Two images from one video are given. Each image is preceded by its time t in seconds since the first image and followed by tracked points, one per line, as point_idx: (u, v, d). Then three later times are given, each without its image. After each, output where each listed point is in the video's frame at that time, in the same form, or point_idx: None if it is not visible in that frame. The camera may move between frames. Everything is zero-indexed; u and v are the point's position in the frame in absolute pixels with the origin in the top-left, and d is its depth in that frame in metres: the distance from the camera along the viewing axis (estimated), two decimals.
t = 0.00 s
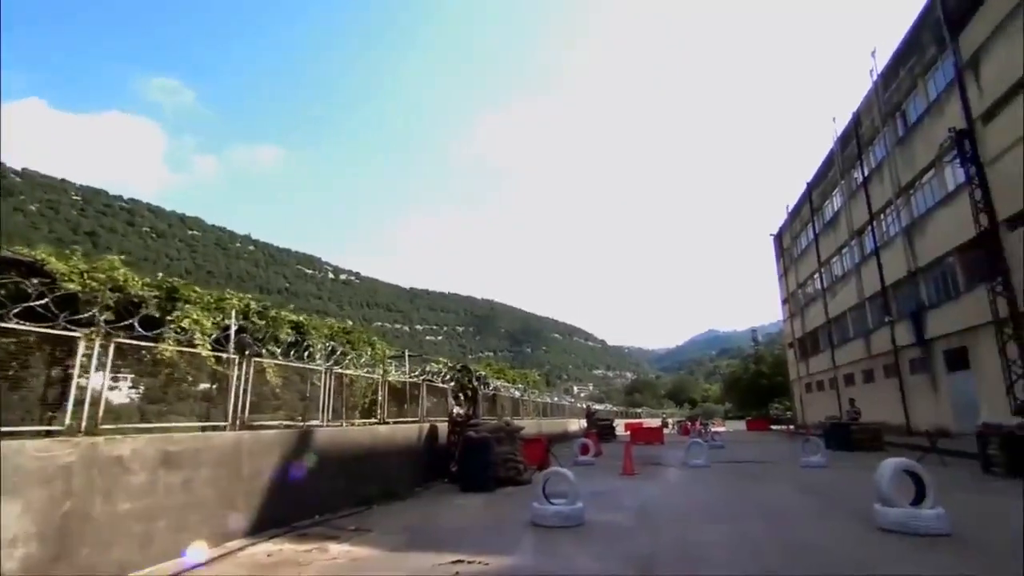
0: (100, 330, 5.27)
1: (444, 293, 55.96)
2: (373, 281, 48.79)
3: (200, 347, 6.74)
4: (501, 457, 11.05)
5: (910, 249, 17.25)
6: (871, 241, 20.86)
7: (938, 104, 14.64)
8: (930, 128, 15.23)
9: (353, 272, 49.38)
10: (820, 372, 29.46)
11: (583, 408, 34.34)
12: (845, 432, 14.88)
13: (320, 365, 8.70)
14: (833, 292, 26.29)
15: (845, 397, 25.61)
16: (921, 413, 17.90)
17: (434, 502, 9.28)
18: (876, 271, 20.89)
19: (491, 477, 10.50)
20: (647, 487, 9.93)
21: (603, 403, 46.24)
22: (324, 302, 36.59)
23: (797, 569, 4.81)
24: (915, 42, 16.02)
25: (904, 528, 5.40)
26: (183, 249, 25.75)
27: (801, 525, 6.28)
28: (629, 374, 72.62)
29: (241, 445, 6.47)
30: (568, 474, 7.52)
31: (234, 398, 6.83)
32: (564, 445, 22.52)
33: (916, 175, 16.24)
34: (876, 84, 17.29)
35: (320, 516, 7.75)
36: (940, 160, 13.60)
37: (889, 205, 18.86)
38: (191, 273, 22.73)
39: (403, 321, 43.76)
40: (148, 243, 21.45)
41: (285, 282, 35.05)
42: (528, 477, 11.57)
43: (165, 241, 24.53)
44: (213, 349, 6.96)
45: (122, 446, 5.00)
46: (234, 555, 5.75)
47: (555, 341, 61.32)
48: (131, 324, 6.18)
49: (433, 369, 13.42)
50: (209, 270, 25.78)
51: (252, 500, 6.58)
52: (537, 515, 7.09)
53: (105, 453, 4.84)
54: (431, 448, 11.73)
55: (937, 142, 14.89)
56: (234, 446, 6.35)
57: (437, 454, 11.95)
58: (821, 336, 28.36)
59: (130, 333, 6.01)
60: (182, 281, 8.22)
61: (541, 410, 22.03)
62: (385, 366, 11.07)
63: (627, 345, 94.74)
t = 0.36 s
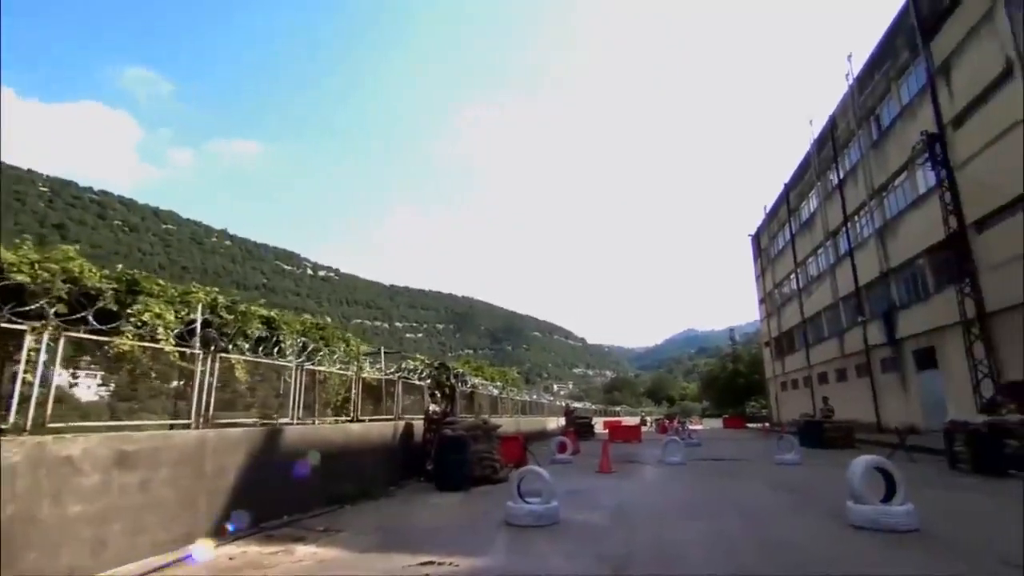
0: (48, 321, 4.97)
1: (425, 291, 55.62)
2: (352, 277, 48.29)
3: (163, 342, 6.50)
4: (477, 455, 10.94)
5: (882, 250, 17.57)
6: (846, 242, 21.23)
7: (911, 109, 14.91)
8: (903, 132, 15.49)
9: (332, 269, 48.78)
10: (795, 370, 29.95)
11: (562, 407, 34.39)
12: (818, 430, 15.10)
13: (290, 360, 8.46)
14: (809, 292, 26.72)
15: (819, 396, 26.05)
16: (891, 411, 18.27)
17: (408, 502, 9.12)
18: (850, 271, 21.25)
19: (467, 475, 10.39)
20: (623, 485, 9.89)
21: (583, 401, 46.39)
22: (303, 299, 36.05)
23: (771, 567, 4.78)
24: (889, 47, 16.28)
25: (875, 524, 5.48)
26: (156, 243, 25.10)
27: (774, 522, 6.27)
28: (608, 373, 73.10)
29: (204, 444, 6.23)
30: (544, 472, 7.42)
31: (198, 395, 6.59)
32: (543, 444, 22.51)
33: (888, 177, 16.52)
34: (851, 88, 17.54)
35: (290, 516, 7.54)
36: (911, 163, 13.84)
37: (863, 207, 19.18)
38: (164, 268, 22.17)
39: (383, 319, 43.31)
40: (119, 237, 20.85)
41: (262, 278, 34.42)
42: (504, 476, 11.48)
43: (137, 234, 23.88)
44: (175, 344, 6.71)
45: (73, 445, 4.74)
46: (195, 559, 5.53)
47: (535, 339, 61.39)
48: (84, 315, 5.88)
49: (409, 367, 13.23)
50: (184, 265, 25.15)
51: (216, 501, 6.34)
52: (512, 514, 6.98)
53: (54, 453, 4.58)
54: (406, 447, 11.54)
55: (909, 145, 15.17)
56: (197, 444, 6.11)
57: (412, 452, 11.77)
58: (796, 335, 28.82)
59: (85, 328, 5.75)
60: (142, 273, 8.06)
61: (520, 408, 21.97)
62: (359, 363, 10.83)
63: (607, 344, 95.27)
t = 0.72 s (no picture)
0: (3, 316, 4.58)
1: (405, 289, 55.12)
2: (331, 274, 47.63)
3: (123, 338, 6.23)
4: (453, 455, 10.79)
5: (856, 252, 17.87)
6: (821, 244, 21.56)
7: (884, 115, 15.20)
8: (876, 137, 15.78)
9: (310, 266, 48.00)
10: (771, 370, 30.36)
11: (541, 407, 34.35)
12: (792, 429, 15.28)
13: (259, 358, 8.21)
14: (784, 294, 27.11)
15: (793, 395, 26.45)
16: (862, 410, 18.60)
17: (381, 503, 8.93)
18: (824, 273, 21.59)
19: (442, 475, 10.22)
20: (600, 485, 9.81)
21: (563, 401, 46.41)
22: (279, 296, 35.39)
23: (746, 567, 4.72)
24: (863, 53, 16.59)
25: (847, 523, 5.46)
26: (127, 238, 24.39)
27: (750, 522, 6.25)
28: (588, 372, 73.35)
29: (164, 444, 5.97)
30: (519, 472, 7.30)
31: (159, 394, 6.30)
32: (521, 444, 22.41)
33: (862, 181, 16.83)
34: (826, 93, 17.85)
35: (256, 518, 7.30)
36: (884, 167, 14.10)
37: (837, 210, 19.52)
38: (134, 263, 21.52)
39: (361, 318, 42.76)
40: (88, 230, 20.21)
41: (238, 275, 33.66)
42: (480, 476, 11.32)
43: (106, 227, 23.10)
44: (136, 340, 6.43)
45: (22, 446, 4.46)
46: (152, 565, 5.28)
47: (515, 338, 61.30)
48: (34, 312, 5.53)
49: (385, 365, 12.99)
50: (156, 261, 24.47)
51: (176, 503, 6.09)
52: (486, 515, 6.85)
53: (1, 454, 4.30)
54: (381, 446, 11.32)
55: (882, 150, 15.46)
56: (157, 445, 5.85)
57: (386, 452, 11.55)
58: (772, 336, 29.22)
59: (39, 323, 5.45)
60: (101, 267, 7.89)
61: (498, 407, 21.83)
62: (333, 362, 10.59)
63: (587, 344, 95.75)
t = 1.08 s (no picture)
0: None
1: (387, 288, 54.41)
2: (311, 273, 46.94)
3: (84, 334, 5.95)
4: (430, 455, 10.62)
5: (832, 254, 18.11)
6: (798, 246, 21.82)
7: (861, 119, 15.42)
8: (853, 141, 16.01)
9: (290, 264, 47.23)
10: (749, 371, 30.69)
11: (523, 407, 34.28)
12: (769, 428, 15.40)
13: (229, 356, 7.94)
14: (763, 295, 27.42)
15: (771, 395, 26.77)
16: (837, 410, 18.87)
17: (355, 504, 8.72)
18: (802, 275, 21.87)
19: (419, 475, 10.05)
20: (578, 485, 9.71)
21: (545, 402, 46.39)
22: (258, 295, 34.76)
23: (724, 568, 4.66)
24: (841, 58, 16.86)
25: (823, 523, 5.42)
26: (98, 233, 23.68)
27: (729, 521, 6.20)
28: (570, 372, 73.50)
29: (125, 445, 5.72)
30: (496, 473, 7.16)
31: (120, 393, 6.01)
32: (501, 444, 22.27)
33: (839, 184, 17.07)
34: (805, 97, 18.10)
35: (223, 522, 7.05)
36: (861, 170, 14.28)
37: (814, 213, 19.79)
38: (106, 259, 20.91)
39: (341, 317, 42.15)
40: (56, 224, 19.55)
41: (216, 272, 32.91)
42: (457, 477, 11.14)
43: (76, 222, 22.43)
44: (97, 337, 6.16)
45: None
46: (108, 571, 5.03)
47: (498, 338, 61.16)
48: None
49: (362, 364, 12.74)
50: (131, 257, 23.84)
51: (138, 506, 5.83)
52: (462, 517, 6.70)
53: None
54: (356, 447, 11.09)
55: (859, 154, 15.69)
56: (117, 446, 5.59)
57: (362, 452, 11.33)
58: (751, 337, 29.52)
59: None
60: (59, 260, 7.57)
61: (478, 407, 21.64)
62: (307, 360, 10.33)
63: (569, 344, 96.08)
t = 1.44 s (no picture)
0: None
1: (369, 287, 53.88)
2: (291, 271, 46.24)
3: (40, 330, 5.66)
4: (408, 455, 10.46)
5: (810, 256, 18.34)
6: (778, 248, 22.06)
7: (839, 123, 15.63)
8: (831, 145, 16.24)
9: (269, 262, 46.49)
10: (729, 371, 30.98)
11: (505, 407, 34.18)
12: (748, 428, 15.51)
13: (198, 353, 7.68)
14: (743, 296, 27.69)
15: (750, 396, 27.06)
16: (814, 410, 19.13)
17: (330, 506, 8.51)
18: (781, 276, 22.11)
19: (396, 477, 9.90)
20: (558, 486, 9.63)
21: (527, 402, 46.36)
22: (236, 293, 34.10)
23: (703, 568, 4.59)
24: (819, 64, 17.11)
25: (800, 523, 5.40)
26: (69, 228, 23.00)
27: (708, 522, 6.16)
28: (552, 372, 73.54)
29: (84, 445, 5.46)
30: (474, 473, 7.03)
31: (81, 392, 5.74)
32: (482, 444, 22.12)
33: (818, 187, 17.29)
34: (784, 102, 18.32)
35: (190, 525, 6.81)
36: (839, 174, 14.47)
37: (793, 216, 20.03)
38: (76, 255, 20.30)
39: (322, 316, 41.63)
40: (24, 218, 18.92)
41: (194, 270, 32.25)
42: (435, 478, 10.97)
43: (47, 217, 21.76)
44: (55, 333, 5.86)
45: None
46: None
47: (480, 338, 60.97)
48: None
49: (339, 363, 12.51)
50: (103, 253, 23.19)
51: (98, 509, 5.59)
52: (439, 519, 6.56)
53: None
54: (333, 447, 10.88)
55: (837, 157, 15.91)
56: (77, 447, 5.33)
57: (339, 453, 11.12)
58: (731, 337, 29.80)
59: None
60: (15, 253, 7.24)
61: (458, 407, 21.46)
62: (283, 359, 10.08)
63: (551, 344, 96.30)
